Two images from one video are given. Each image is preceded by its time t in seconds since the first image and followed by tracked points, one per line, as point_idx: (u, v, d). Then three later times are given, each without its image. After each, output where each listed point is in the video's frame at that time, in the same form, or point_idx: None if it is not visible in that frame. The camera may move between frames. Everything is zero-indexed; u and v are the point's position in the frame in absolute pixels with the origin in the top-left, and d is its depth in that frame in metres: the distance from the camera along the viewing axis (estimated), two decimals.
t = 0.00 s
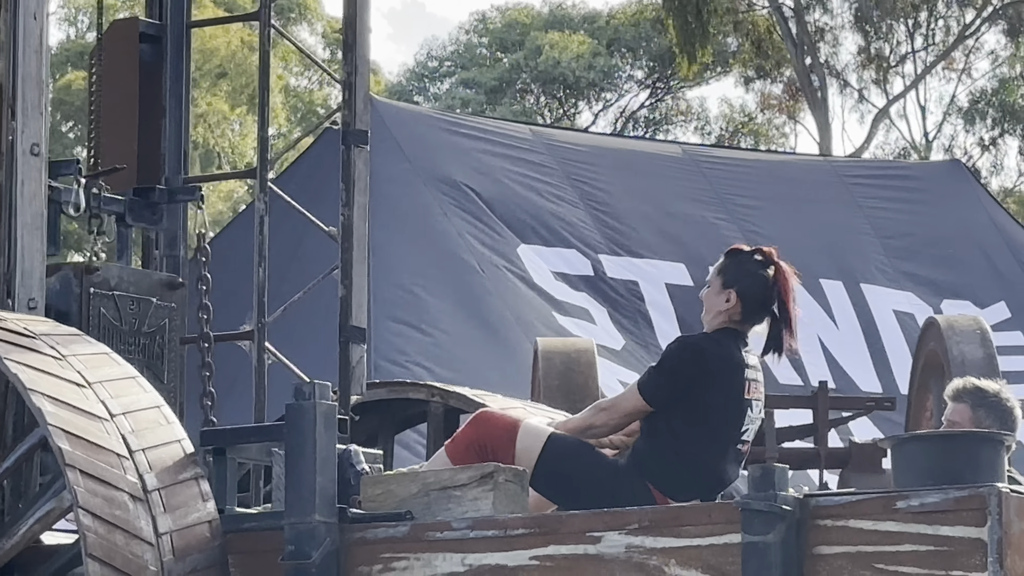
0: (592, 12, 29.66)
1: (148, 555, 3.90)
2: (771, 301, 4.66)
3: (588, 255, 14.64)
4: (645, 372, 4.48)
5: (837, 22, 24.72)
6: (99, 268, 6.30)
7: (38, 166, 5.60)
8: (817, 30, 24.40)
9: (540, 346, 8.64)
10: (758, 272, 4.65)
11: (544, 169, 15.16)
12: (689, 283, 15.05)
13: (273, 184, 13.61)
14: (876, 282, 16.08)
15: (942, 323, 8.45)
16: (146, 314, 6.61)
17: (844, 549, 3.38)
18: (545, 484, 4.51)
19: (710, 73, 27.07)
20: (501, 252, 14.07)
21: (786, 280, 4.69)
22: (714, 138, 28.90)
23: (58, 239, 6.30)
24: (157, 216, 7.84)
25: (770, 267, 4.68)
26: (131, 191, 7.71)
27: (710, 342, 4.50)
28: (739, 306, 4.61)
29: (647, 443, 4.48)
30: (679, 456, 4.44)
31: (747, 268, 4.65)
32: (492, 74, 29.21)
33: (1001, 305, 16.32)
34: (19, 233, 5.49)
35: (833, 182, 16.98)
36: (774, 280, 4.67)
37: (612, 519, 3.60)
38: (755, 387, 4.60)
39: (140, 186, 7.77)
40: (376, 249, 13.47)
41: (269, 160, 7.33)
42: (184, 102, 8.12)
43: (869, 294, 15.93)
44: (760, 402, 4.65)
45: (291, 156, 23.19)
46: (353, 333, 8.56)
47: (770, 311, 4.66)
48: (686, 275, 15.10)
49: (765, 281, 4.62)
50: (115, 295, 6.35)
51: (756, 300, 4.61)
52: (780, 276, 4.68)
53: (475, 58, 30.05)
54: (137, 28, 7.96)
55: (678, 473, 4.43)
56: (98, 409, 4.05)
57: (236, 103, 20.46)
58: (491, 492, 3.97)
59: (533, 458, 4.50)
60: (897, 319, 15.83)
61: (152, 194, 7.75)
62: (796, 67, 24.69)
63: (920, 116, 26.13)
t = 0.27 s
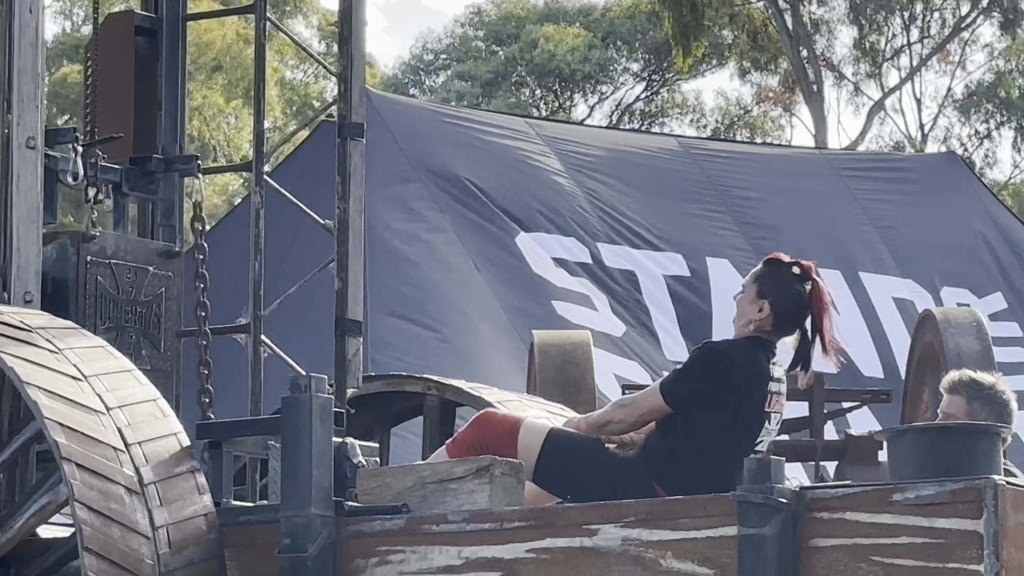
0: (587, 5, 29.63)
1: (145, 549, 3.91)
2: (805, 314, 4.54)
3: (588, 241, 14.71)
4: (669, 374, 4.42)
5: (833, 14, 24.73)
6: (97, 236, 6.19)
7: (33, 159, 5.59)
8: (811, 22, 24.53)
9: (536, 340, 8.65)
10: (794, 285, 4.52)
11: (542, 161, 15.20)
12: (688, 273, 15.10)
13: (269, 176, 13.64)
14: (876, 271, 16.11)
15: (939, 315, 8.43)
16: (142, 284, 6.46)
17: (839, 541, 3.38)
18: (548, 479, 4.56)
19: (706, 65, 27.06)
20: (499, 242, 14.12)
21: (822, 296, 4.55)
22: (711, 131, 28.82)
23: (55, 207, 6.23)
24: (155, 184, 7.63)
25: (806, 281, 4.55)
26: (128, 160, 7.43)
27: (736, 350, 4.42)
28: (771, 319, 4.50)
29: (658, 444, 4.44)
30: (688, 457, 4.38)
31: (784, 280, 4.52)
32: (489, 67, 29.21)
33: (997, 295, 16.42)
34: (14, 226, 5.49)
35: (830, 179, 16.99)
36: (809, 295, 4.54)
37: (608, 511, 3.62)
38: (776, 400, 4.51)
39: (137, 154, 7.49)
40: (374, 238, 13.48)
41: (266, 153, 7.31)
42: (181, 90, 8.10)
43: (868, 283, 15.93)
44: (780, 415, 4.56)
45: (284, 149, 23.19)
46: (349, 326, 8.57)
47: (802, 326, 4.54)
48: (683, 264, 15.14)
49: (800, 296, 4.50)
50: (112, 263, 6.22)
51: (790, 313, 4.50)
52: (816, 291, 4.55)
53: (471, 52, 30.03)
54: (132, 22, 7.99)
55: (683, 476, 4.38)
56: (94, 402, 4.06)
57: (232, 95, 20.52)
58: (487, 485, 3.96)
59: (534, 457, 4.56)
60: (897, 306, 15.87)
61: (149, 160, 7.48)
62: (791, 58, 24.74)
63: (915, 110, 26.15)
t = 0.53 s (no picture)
0: None
1: (144, 542, 3.92)
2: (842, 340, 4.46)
3: (591, 232, 14.87)
4: (698, 381, 4.38)
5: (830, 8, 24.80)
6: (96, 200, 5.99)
7: (32, 153, 5.61)
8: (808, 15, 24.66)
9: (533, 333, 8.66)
10: (838, 308, 4.43)
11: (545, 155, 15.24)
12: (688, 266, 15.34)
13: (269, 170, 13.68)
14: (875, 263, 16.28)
15: (937, 308, 8.49)
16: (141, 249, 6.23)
17: (838, 534, 3.39)
18: (561, 479, 4.45)
19: (704, 60, 27.18)
20: (498, 239, 14.21)
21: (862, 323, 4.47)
22: (709, 124, 28.77)
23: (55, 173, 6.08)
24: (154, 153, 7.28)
25: (851, 312, 4.44)
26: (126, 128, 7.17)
27: (768, 367, 4.36)
28: (808, 344, 4.41)
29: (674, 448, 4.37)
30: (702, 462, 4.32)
31: (828, 302, 4.42)
32: (488, 60, 29.23)
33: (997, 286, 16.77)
34: (13, 219, 5.49)
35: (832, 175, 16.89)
36: (851, 325, 4.44)
37: (607, 505, 3.62)
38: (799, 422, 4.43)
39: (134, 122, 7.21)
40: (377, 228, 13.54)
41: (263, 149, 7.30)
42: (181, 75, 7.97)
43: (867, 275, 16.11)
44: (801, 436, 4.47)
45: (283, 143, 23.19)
46: (349, 319, 8.57)
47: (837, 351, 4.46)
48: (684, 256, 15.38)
49: (841, 321, 4.41)
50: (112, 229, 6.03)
51: (828, 338, 4.41)
52: (858, 323, 4.45)
53: (471, 46, 30.05)
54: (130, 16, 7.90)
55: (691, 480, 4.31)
56: (93, 396, 4.06)
57: (231, 91, 20.61)
58: (486, 478, 3.95)
59: (544, 455, 4.47)
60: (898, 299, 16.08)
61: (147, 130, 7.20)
62: (790, 53, 24.79)
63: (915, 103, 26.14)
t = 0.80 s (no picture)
0: (585, 9, 29.97)
1: (163, 527, 4.13)
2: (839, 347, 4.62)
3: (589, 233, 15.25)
4: (696, 377, 4.54)
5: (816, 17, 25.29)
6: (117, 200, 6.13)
7: (57, 156, 5.79)
8: (797, 25, 25.13)
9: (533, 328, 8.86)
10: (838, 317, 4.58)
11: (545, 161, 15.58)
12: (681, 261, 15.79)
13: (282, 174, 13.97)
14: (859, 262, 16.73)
15: (918, 302, 8.90)
16: (160, 247, 6.37)
17: (824, 517, 3.62)
18: (562, 468, 4.59)
19: (697, 67, 27.54)
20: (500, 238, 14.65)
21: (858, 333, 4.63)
22: (701, 129, 29.03)
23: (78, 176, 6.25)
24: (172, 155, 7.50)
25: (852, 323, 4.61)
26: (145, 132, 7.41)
27: (764, 365, 4.54)
28: (809, 353, 4.57)
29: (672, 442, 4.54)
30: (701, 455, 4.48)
31: (829, 311, 4.57)
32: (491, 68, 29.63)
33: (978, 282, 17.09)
34: (38, 220, 5.66)
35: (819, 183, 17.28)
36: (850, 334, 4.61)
37: (603, 490, 3.84)
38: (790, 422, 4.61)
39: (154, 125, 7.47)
40: (383, 230, 13.87)
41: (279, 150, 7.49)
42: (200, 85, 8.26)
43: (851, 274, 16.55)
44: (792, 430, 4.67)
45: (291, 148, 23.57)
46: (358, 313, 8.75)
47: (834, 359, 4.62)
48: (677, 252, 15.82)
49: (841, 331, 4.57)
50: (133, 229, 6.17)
51: (828, 347, 4.56)
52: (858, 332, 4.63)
53: (474, 55, 30.43)
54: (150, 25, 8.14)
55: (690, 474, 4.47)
56: (115, 387, 4.27)
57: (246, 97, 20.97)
58: (489, 465, 4.15)
59: (545, 451, 4.59)
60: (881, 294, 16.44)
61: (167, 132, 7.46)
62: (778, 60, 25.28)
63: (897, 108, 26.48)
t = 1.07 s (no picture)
0: (581, 40, 30.78)
1: (208, 497, 4.67)
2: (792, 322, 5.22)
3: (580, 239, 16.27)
4: (676, 364, 5.09)
5: (785, 49, 26.28)
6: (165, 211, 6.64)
7: (113, 171, 6.36)
8: (768, 55, 26.06)
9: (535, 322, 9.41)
10: (783, 295, 5.20)
11: (541, 176, 16.57)
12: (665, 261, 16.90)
13: (311, 185, 14.52)
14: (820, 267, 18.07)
15: (874, 300, 9.29)
16: (204, 251, 6.87)
17: (791, 488, 4.18)
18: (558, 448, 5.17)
19: (678, 93, 28.60)
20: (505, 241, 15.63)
21: (806, 306, 5.23)
22: (684, 148, 29.67)
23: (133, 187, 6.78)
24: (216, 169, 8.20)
25: (795, 297, 5.21)
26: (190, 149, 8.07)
27: (733, 350, 5.11)
28: (762, 326, 5.18)
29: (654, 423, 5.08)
30: (678, 435, 5.05)
31: (774, 290, 5.19)
32: (495, 93, 30.51)
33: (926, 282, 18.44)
34: (97, 226, 6.24)
35: (784, 200, 18.43)
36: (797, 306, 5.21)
37: (596, 465, 4.41)
38: (761, 397, 5.22)
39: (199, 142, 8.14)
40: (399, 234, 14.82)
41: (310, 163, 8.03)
42: (240, 107, 8.95)
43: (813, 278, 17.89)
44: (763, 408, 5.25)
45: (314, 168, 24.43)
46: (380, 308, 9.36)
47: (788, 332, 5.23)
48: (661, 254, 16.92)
49: (788, 307, 5.18)
50: (180, 234, 6.67)
51: (780, 322, 5.17)
52: (802, 303, 5.22)
53: (482, 81, 31.24)
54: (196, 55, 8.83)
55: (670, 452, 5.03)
56: (165, 374, 4.83)
57: (281, 118, 21.90)
58: (494, 443, 4.72)
59: (541, 429, 5.23)
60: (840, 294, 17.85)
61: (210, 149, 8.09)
62: (748, 88, 26.29)
63: (856, 128, 27.24)
